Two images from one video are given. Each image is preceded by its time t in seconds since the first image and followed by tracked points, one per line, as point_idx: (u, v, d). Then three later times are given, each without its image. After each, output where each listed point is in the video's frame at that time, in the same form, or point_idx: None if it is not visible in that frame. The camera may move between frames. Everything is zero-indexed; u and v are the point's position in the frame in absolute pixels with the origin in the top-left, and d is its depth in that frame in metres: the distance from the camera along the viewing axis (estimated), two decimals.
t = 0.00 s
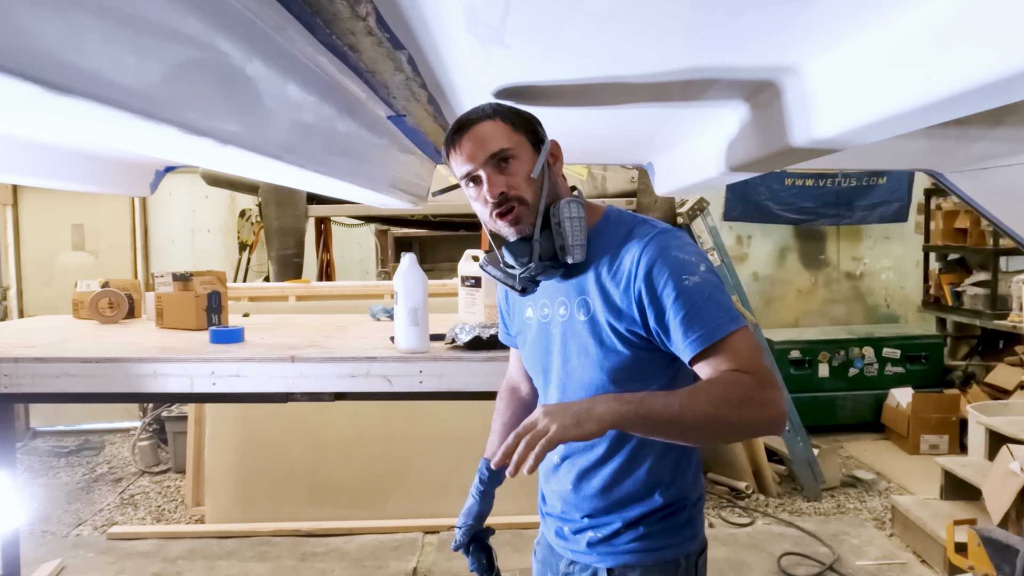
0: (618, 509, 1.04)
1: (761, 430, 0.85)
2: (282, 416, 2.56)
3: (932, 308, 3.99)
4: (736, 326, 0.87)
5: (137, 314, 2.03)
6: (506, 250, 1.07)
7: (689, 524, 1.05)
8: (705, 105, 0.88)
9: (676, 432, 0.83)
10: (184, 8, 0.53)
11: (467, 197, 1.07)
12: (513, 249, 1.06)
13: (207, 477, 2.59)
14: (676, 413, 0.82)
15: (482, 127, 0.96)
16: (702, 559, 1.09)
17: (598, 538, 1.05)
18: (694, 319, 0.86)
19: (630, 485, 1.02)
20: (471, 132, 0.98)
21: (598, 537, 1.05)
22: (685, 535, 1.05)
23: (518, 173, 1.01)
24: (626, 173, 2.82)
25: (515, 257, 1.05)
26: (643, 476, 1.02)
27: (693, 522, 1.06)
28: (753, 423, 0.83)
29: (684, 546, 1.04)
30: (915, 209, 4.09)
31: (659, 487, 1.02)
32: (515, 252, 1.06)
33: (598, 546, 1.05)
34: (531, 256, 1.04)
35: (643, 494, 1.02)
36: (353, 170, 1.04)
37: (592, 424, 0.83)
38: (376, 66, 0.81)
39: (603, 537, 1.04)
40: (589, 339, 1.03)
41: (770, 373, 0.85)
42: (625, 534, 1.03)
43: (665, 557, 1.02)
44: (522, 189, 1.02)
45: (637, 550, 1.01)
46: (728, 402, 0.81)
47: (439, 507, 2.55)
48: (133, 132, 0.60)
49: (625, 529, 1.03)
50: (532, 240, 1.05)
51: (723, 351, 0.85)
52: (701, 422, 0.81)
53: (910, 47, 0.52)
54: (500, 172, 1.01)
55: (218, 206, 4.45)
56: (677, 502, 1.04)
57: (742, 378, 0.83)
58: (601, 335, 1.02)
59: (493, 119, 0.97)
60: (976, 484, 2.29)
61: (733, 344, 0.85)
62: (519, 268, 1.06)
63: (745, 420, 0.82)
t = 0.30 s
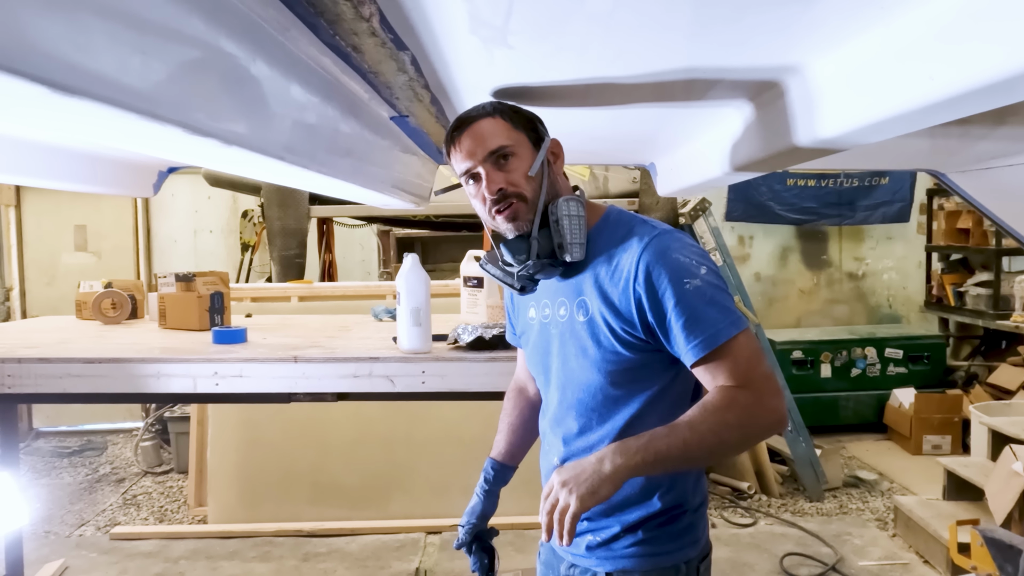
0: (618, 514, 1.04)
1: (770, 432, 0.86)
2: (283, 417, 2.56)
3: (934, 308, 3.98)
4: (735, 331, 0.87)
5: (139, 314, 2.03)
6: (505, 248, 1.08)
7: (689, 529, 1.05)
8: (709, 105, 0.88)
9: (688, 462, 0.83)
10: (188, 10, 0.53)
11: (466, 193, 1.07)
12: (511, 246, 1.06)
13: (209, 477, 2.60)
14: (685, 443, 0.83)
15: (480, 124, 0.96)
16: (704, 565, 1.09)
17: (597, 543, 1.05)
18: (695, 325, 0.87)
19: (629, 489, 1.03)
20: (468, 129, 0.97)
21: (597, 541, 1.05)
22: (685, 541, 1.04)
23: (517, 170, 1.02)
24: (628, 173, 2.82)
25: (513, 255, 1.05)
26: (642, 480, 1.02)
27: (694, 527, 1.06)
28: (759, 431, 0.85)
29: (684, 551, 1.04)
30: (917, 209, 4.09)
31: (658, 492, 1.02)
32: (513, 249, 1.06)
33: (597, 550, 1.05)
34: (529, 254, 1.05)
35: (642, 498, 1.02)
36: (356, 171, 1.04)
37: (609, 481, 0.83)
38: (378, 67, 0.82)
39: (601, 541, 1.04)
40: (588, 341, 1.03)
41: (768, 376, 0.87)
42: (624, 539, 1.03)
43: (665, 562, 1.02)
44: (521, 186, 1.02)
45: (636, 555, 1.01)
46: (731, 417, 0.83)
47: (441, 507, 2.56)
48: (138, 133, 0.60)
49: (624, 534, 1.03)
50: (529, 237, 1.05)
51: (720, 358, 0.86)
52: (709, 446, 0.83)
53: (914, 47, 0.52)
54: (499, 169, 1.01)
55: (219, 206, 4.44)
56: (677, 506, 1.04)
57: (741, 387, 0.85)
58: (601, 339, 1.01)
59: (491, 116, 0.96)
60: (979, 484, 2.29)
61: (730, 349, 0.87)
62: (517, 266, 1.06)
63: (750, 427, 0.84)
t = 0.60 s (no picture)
0: (619, 518, 1.04)
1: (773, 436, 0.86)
2: (285, 418, 2.55)
3: (936, 310, 3.98)
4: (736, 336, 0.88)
5: (142, 316, 2.04)
6: (506, 248, 1.08)
7: (690, 534, 1.05)
8: (713, 105, 0.88)
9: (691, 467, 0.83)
10: (194, 15, 0.54)
11: (468, 193, 1.08)
12: (513, 247, 1.06)
13: (211, 479, 2.60)
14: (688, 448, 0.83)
15: (483, 125, 0.96)
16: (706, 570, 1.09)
17: (598, 546, 1.05)
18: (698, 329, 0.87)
19: (630, 493, 1.03)
20: (472, 129, 0.97)
21: (598, 545, 1.05)
22: (686, 545, 1.04)
23: (519, 171, 1.02)
24: (630, 175, 2.82)
25: (514, 255, 1.06)
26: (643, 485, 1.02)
27: (695, 534, 1.05)
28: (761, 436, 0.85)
29: (685, 556, 1.03)
30: (919, 210, 4.09)
31: (660, 497, 1.02)
32: (515, 249, 1.06)
33: (598, 553, 1.05)
34: (530, 255, 1.05)
35: (644, 503, 1.02)
36: (359, 172, 1.04)
37: (613, 489, 0.83)
38: (382, 70, 0.82)
39: (602, 545, 1.05)
40: (589, 345, 1.03)
41: (770, 380, 0.87)
42: (625, 543, 1.03)
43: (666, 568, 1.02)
44: (522, 186, 1.03)
45: (636, 560, 1.01)
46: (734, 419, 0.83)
47: (444, 508, 2.56)
48: (144, 136, 0.60)
49: (624, 539, 1.03)
50: (531, 238, 1.06)
51: (721, 363, 0.87)
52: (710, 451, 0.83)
53: (918, 49, 0.53)
54: (502, 170, 1.02)
55: (222, 208, 4.44)
56: (678, 512, 1.03)
57: (743, 391, 0.85)
58: (603, 344, 1.02)
59: (495, 117, 0.96)
60: (981, 486, 2.28)
61: (731, 354, 0.87)
62: (518, 266, 1.07)
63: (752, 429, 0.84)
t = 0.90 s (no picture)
0: (611, 515, 1.04)
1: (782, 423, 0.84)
2: (288, 417, 2.56)
3: (937, 308, 3.98)
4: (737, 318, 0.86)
5: (144, 316, 2.04)
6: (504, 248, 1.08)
7: (682, 532, 1.04)
8: (711, 106, 0.89)
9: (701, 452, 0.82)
10: (200, 17, 0.54)
11: (466, 194, 1.08)
12: (511, 246, 1.06)
13: (213, 478, 2.60)
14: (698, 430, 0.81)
15: (482, 126, 0.97)
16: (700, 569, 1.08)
17: (590, 543, 1.06)
18: (694, 315, 0.86)
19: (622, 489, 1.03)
20: (471, 131, 0.98)
21: (590, 541, 1.06)
22: (678, 544, 1.03)
23: (519, 173, 1.02)
24: (631, 174, 2.82)
25: (513, 255, 1.06)
26: (634, 482, 1.02)
27: (688, 532, 1.05)
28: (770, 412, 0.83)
29: (676, 555, 1.02)
30: (920, 208, 4.09)
31: (651, 494, 1.01)
32: (514, 250, 1.06)
33: (590, 551, 1.06)
34: (529, 254, 1.05)
35: (636, 500, 1.02)
36: (360, 173, 1.04)
37: (623, 475, 0.82)
38: (384, 71, 0.82)
39: (594, 542, 1.05)
40: (583, 340, 1.04)
41: (776, 357, 0.85)
42: (616, 540, 1.03)
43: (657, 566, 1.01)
44: (523, 185, 1.03)
45: (626, 557, 1.01)
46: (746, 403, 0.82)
47: (445, 507, 2.56)
48: (150, 138, 0.61)
49: (615, 535, 1.03)
50: (530, 237, 1.06)
51: (724, 346, 0.85)
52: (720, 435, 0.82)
53: (917, 49, 0.53)
54: (502, 170, 1.02)
55: (223, 208, 4.43)
56: (670, 510, 1.03)
57: (748, 366, 0.83)
58: (595, 339, 1.02)
59: (493, 118, 0.97)
60: (982, 484, 2.29)
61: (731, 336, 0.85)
62: (518, 266, 1.07)
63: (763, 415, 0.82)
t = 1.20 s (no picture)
0: (608, 513, 1.04)
1: (773, 404, 0.82)
2: (289, 417, 2.56)
3: (938, 308, 3.98)
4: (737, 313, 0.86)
5: (145, 315, 2.04)
6: (506, 261, 1.09)
7: (681, 530, 1.03)
8: (714, 105, 0.89)
9: (714, 330, 0.78)
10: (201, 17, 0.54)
11: (467, 208, 1.08)
12: (514, 260, 1.07)
13: (214, 478, 2.60)
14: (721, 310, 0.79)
15: (484, 141, 0.96)
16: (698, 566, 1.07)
17: (588, 540, 1.05)
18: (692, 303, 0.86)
19: (620, 486, 1.02)
20: (473, 145, 0.97)
21: (588, 537, 1.05)
22: (676, 540, 1.02)
23: (522, 187, 1.02)
24: (631, 173, 2.82)
25: (516, 268, 1.07)
26: (632, 481, 1.02)
27: (686, 532, 1.04)
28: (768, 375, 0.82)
29: (674, 551, 1.02)
30: (921, 207, 4.09)
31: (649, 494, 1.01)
32: (517, 263, 1.07)
33: (588, 547, 1.05)
34: (532, 267, 1.06)
35: (633, 500, 1.02)
36: (361, 173, 1.04)
37: (662, 250, 0.79)
38: (385, 71, 0.82)
39: (592, 539, 1.05)
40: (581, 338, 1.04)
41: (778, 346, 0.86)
42: (613, 537, 1.02)
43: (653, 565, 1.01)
44: (526, 203, 1.03)
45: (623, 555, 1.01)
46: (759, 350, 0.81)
47: (446, 507, 2.56)
48: (151, 137, 0.61)
49: (613, 533, 1.02)
50: (533, 250, 1.07)
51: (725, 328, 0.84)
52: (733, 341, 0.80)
53: (918, 47, 0.53)
54: (504, 187, 1.02)
55: (223, 208, 4.41)
56: (668, 510, 1.02)
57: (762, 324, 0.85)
58: (594, 337, 1.02)
59: (496, 132, 0.96)
60: (983, 484, 2.29)
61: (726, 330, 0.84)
62: (519, 279, 1.08)
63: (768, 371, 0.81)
